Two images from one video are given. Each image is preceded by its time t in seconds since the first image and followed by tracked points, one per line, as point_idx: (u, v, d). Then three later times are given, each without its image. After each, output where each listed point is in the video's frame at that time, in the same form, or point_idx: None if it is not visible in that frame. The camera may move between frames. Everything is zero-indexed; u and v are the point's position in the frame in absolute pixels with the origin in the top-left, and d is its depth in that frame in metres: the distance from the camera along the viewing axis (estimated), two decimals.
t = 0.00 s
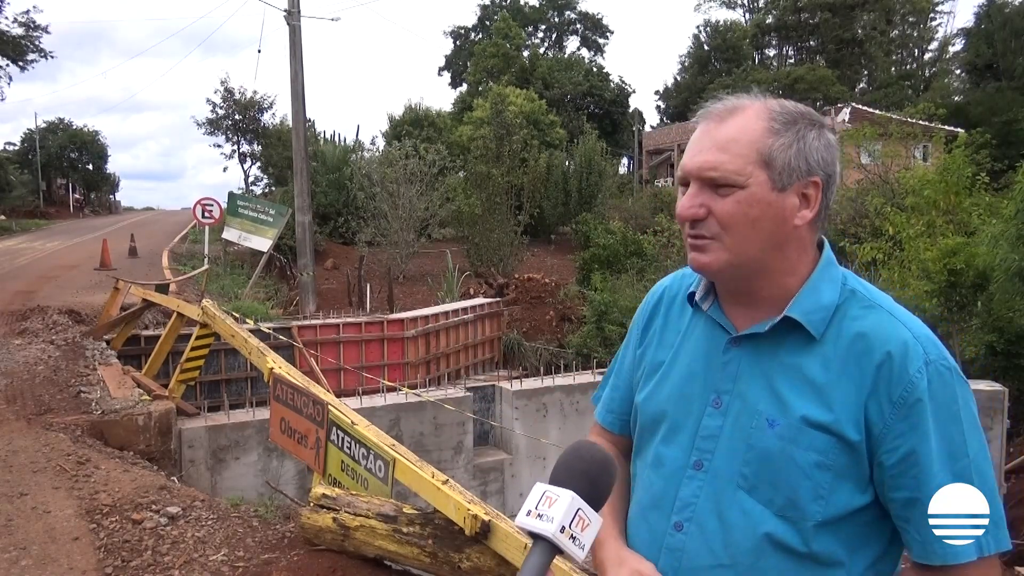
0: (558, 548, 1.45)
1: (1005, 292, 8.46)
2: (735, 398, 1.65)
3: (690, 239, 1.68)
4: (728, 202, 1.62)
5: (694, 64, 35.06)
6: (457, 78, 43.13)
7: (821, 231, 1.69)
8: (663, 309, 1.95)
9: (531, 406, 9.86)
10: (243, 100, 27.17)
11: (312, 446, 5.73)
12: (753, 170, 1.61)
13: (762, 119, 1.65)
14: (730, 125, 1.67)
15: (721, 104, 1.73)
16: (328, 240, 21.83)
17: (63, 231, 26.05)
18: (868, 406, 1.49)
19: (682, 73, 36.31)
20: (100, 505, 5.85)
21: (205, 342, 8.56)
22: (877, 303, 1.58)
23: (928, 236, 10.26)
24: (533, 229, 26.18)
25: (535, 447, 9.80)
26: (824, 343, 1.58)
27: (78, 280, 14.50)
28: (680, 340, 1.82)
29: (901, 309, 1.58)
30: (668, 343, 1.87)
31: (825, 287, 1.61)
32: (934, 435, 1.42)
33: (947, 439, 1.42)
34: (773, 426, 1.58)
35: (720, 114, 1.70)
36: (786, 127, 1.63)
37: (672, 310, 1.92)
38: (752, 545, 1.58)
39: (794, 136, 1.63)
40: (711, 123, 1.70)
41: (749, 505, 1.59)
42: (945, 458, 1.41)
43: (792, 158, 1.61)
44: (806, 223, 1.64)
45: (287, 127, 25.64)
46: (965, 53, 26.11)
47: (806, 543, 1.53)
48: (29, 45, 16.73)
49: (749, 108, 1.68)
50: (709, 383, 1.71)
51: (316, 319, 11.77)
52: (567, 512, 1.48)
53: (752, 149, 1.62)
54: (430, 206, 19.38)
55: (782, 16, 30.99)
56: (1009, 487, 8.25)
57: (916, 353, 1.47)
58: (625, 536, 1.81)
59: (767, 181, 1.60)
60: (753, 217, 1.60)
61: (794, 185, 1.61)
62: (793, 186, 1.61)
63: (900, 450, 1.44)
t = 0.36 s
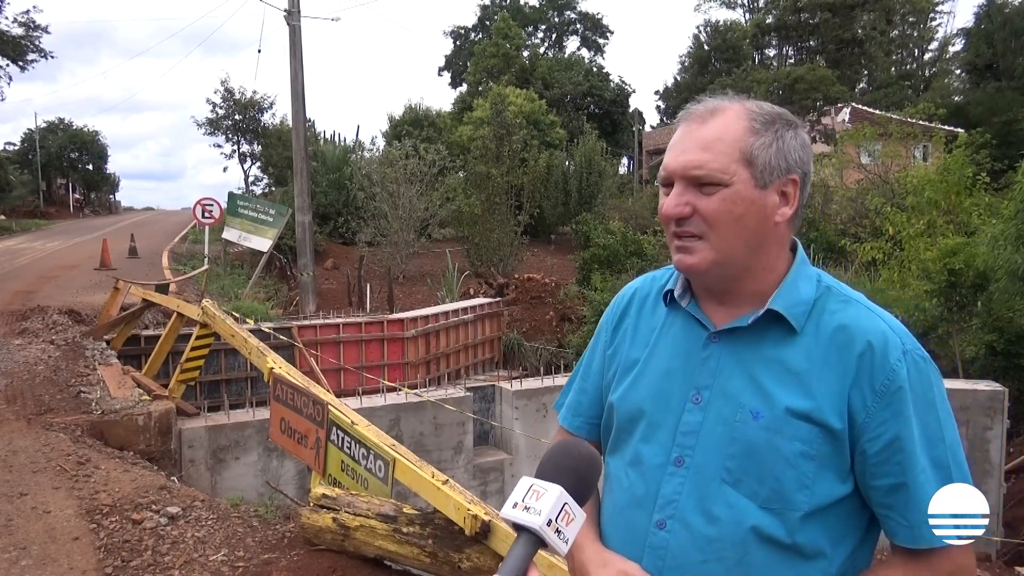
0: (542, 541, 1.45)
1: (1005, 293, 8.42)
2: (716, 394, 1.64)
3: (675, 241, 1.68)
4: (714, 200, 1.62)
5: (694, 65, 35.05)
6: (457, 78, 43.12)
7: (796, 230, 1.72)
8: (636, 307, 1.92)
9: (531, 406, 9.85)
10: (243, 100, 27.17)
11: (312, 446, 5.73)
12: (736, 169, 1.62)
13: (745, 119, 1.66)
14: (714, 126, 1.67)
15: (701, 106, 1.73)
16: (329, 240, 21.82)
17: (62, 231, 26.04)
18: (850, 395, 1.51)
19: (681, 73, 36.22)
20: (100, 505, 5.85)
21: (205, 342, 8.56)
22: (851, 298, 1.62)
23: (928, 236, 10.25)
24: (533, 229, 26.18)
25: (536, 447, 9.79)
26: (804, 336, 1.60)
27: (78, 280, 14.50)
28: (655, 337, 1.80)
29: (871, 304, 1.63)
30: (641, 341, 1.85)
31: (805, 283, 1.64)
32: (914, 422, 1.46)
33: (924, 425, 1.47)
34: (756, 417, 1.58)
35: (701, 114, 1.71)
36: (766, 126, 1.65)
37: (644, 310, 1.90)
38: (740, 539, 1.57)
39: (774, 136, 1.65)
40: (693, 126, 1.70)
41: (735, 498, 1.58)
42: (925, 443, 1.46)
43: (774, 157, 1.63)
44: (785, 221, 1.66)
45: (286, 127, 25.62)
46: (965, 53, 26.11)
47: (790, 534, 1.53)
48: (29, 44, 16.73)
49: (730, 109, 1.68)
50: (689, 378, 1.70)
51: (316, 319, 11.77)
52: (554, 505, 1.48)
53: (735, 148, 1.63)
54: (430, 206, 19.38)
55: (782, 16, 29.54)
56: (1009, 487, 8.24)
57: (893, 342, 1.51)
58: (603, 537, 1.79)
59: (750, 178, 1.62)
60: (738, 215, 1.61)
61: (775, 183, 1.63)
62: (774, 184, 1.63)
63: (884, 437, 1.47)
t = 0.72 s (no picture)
0: (523, 527, 1.46)
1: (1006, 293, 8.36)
2: (707, 394, 1.65)
3: (672, 243, 1.66)
4: (713, 200, 1.62)
5: (694, 65, 35.05)
6: (457, 78, 43.12)
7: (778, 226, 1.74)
8: (622, 313, 1.92)
9: (531, 406, 9.83)
10: (243, 100, 27.17)
11: (312, 446, 5.75)
12: (734, 168, 1.62)
13: (733, 120, 1.66)
14: (705, 125, 1.66)
15: (687, 106, 1.72)
16: (329, 240, 21.82)
17: (62, 231, 26.04)
18: (837, 388, 1.52)
19: (681, 73, 36.23)
20: (100, 505, 5.85)
21: (205, 342, 8.56)
22: (835, 290, 1.63)
23: (928, 236, 10.24)
24: (533, 229, 26.19)
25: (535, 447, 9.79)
26: (790, 331, 1.61)
27: (78, 280, 14.50)
28: (642, 341, 1.80)
29: (854, 295, 1.64)
30: (627, 344, 1.85)
31: (787, 279, 1.65)
32: (901, 408, 1.46)
33: (911, 411, 1.48)
34: (748, 413, 1.58)
35: (691, 116, 1.69)
36: (755, 128, 1.66)
37: (630, 315, 1.89)
38: (738, 537, 1.57)
39: (761, 135, 1.66)
40: (682, 126, 1.68)
41: (728, 496, 1.58)
42: (913, 429, 1.47)
43: (763, 156, 1.64)
44: (774, 219, 1.68)
45: (287, 127, 25.62)
46: (965, 53, 26.15)
47: (787, 528, 1.53)
48: (29, 45, 16.73)
49: (719, 109, 1.67)
50: (679, 378, 1.70)
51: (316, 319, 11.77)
52: (534, 491, 1.49)
53: (731, 148, 1.62)
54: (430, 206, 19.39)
55: (782, 16, 30.14)
56: (1009, 487, 8.23)
57: (879, 332, 1.52)
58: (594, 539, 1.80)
59: (745, 178, 1.62)
60: (737, 215, 1.62)
61: (765, 183, 1.64)
62: (764, 183, 1.64)
63: (873, 426, 1.47)
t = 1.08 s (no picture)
0: (521, 533, 1.45)
1: (1005, 293, 8.30)
2: (708, 394, 1.64)
3: (687, 238, 1.66)
4: (732, 193, 1.64)
5: (694, 65, 35.03)
6: (457, 78, 43.12)
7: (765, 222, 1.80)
8: (611, 313, 1.91)
9: (531, 406, 9.83)
10: (243, 100, 27.17)
11: (312, 446, 5.76)
12: (747, 163, 1.65)
13: (737, 115, 1.69)
14: (715, 119, 1.67)
15: (691, 101, 1.72)
16: (329, 240, 21.82)
17: (62, 231, 26.04)
18: (836, 384, 1.52)
19: (681, 73, 36.20)
20: (100, 505, 5.85)
21: (205, 342, 8.56)
22: (828, 285, 1.65)
23: (928, 236, 10.23)
24: (533, 229, 26.20)
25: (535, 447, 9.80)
26: (787, 327, 1.61)
27: (78, 280, 14.50)
28: (636, 342, 1.79)
29: (846, 289, 1.65)
30: (619, 345, 1.83)
31: (781, 274, 1.67)
32: (900, 401, 1.47)
33: (911, 402, 1.48)
34: (750, 413, 1.58)
35: (700, 109, 1.69)
36: (756, 124, 1.71)
37: (621, 315, 1.88)
38: (746, 540, 1.56)
39: (761, 133, 1.71)
40: (692, 119, 1.68)
41: (732, 497, 1.58)
42: (914, 420, 1.47)
43: (765, 152, 1.70)
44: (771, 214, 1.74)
45: (287, 127, 25.62)
46: (965, 53, 26.15)
47: (794, 525, 1.53)
48: (29, 45, 16.73)
49: (725, 104, 1.69)
50: (677, 380, 1.69)
51: (316, 319, 11.77)
52: (531, 498, 1.48)
53: (744, 142, 1.66)
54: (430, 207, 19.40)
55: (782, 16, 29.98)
56: (1010, 487, 8.21)
57: (875, 325, 1.53)
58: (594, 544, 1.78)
59: (755, 173, 1.67)
60: (751, 208, 1.65)
61: (766, 178, 1.70)
62: (766, 178, 1.70)
63: (873, 420, 1.47)
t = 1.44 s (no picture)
0: (514, 524, 1.45)
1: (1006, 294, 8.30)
2: (709, 397, 1.64)
3: (704, 241, 1.63)
4: (753, 197, 1.63)
5: (694, 64, 35.00)
6: (457, 78, 43.12)
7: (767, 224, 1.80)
8: (605, 313, 1.90)
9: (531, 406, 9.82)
10: (243, 100, 27.16)
11: (312, 446, 5.76)
12: (766, 166, 1.64)
13: (754, 115, 1.67)
14: (736, 119, 1.64)
15: (707, 99, 1.69)
16: (329, 240, 21.81)
17: (62, 231, 26.04)
18: (836, 386, 1.54)
19: (682, 73, 36.17)
20: (100, 505, 5.85)
21: (205, 342, 8.56)
22: (825, 286, 1.66)
23: (928, 236, 10.23)
24: (533, 228, 26.19)
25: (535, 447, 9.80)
26: (788, 329, 1.62)
27: (78, 280, 14.51)
28: (634, 342, 1.78)
29: (841, 291, 1.66)
30: (617, 345, 1.82)
31: (782, 275, 1.67)
32: (896, 403, 1.50)
33: (907, 404, 1.51)
34: (751, 415, 1.58)
35: (716, 109, 1.66)
36: (770, 126, 1.70)
37: (616, 315, 1.87)
38: (747, 542, 1.57)
39: (773, 134, 1.70)
40: (711, 119, 1.64)
41: (734, 499, 1.59)
42: (909, 423, 1.50)
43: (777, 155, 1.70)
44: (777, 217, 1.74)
45: (287, 127, 25.61)
46: (965, 53, 26.15)
47: (795, 527, 1.54)
48: (29, 45, 16.73)
49: (742, 105, 1.67)
50: (678, 382, 1.69)
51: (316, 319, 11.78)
52: (524, 489, 1.48)
53: (762, 146, 1.64)
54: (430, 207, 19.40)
55: (782, 16, 30.24)
56: (1010, 486, 8.20)
57: (875, 328, 1.54)
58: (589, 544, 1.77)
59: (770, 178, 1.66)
60: (767, 212, 1.65)
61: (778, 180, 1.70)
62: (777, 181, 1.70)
63: (871, 421, 1.49)
